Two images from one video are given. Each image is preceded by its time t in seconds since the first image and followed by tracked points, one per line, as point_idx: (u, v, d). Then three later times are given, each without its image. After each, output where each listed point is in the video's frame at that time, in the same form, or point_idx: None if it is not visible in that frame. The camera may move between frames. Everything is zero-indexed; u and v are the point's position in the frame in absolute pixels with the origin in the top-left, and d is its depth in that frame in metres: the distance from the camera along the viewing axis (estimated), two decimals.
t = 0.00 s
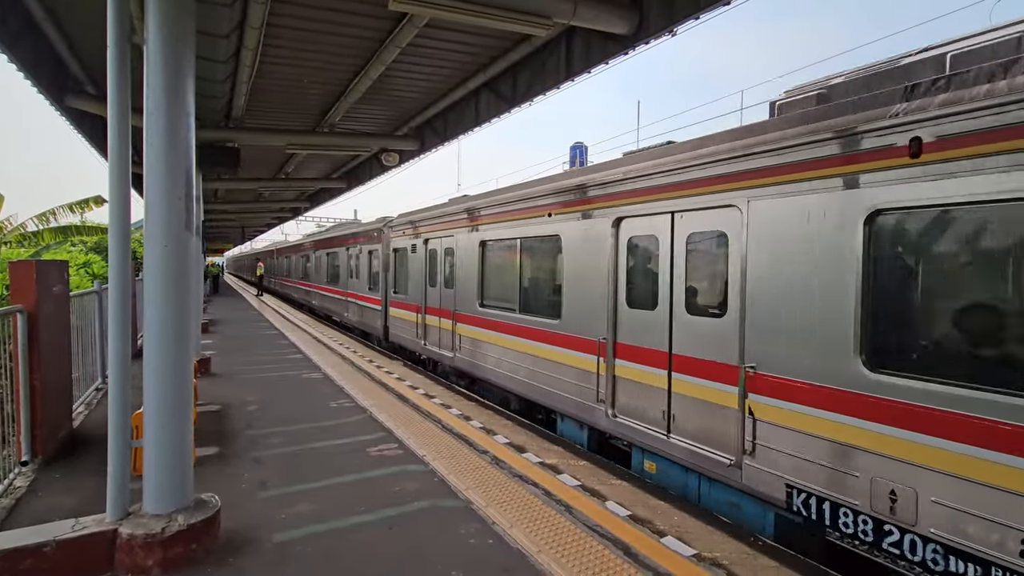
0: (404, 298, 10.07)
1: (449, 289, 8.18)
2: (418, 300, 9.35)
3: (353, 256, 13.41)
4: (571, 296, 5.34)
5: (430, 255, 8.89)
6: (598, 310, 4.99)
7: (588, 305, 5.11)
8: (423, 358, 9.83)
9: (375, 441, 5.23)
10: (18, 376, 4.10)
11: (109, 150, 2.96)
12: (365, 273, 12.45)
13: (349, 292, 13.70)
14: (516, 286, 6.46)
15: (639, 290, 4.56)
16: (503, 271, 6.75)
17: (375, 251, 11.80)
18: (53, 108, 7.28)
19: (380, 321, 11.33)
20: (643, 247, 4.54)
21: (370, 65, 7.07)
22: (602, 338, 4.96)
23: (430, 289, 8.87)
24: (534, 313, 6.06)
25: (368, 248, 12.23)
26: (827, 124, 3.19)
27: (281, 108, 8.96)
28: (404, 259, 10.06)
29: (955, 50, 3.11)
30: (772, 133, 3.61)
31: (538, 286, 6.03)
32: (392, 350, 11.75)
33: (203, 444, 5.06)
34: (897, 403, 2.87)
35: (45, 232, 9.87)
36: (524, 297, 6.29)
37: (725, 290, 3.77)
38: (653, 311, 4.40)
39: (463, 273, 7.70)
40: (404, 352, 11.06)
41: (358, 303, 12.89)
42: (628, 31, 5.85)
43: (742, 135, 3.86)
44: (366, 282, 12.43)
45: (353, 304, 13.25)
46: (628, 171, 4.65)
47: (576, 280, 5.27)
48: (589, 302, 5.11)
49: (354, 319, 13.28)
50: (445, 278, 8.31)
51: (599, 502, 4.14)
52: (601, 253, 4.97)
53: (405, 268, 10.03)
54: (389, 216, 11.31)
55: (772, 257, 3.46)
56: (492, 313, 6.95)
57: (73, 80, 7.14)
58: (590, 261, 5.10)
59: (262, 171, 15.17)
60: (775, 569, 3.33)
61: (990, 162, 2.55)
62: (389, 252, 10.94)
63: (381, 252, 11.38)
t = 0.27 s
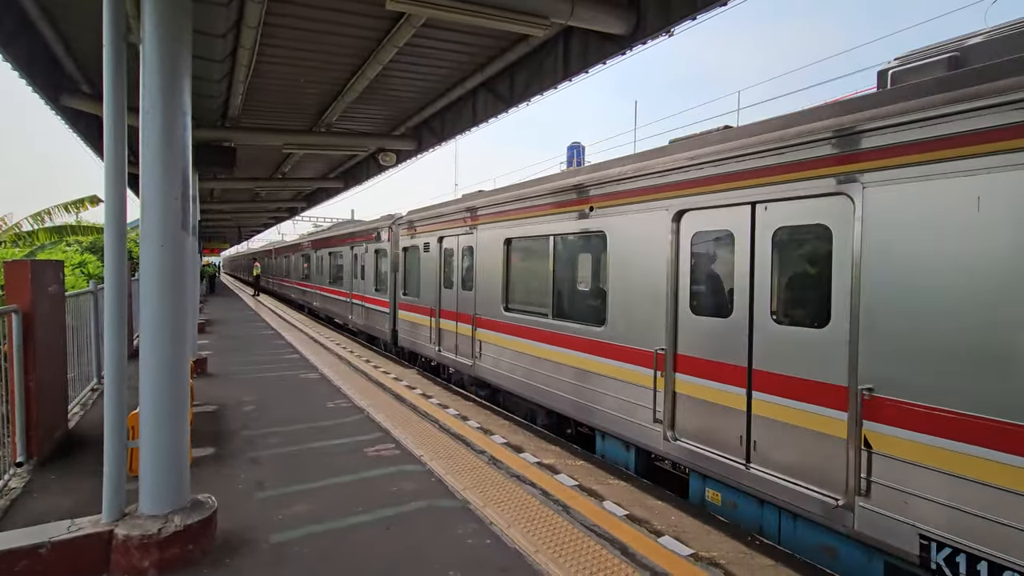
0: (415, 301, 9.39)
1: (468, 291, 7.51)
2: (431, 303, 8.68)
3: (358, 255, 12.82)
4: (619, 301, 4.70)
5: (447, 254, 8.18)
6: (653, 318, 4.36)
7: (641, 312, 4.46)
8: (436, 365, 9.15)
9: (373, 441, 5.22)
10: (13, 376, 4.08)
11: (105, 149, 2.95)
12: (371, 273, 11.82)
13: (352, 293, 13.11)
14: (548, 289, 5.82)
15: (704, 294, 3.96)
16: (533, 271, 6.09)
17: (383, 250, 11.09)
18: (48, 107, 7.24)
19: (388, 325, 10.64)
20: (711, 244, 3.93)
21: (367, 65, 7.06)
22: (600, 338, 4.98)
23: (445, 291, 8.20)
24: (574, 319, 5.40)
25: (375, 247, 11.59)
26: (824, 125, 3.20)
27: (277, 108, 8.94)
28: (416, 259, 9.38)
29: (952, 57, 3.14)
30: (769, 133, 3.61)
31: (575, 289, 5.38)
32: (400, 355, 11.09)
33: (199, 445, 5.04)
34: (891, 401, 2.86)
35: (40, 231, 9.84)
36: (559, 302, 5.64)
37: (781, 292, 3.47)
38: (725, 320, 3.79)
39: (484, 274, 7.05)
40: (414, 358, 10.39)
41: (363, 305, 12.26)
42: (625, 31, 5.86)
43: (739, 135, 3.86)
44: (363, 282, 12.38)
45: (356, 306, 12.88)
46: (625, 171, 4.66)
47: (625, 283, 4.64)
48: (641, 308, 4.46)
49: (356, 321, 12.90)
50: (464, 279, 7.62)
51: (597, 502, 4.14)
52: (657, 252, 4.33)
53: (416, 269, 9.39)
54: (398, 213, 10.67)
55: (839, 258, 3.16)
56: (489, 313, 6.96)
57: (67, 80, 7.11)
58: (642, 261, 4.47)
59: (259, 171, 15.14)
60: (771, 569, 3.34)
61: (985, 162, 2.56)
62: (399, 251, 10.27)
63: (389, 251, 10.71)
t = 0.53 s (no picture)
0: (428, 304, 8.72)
1: (491, 294, 6.84)
2: (446, 306, 8.03)
3: (363, 255, 12.21)
4: (680, 306, 4.08)
5: (466, 253, 7.51)
6: (727, 326, 3.73)
7: (710, 320, 3.84)
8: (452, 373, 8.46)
9: (370, 442, 5.22)
10: (8, 377, 4.06)
11: (101, 150, 2.93)
12: (378, 274, 11.16)
13: (358, 294, 12.51)
14: (586, 291, 5.20)
15: (790, 299, 3.39)
16: (567, 271, 5.47)
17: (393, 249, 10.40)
18: (43, 106, 7.20)
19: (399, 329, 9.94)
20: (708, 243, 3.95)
21: (364, 66, 7.06)
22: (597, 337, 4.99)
23: (463, 293, 7.54)
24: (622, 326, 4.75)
25: (382, 246, 10.97)
26: (820, 125, 3.21)
27: (274, 108, 8.92)
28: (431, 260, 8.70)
29: (950, 61, 3.17)
30: (766, 133, 3.62)
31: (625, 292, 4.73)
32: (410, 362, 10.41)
33: (196, 445, 5.03)
34: (887, 396, 2.89)
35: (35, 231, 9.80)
36: (603, 306, 4.99)
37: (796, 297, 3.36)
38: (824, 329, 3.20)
39: (510, 274, 6.39)
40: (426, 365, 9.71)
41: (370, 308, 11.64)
42: (622, 31, 5.87)
43: (736, 136, 3.87)
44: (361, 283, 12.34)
45: (359, 307, 12.41)
46: (622, 171, 4.67)
47: (689, 285, 4.02)
48: (710, 315, 3.84)
49: (360, 323, 12.42)
50: (487, 280, 6.96)
51: (594, 501, 4.14)
52: (733, 249, 3.70)
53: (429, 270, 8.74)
54: (408, 210, 10.03)
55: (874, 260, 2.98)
56: (486, 313, 6.96)
57: (63, 79, 7.09)
58: (713, 260, 3.83)
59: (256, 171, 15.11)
60: (768, 568, 3.35)
61: (980, 161, 2.57)
62: (410, 250, 9.61)
63: (399, 251, 10.06)
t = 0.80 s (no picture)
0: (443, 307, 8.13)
1: (516, 297, 6.24)
2: (463, 310, 7.45)
3: (368, 256, 11.67)
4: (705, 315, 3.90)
5: (488, 254, 6.90)
6: (822, 335, 3.17)
7: (798, 327, 3.30)
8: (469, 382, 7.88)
9: (368, 442, 5.21)
10: (3, 378, 4.03)
11: (97, 150, 2.91)
12: (386, 275, 10.58)
13: (362, 296, 11.97)
14: (634, 296, 4.61)
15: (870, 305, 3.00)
16: (608, 271, 4.90)
17: (403, 249, 9.80)
18: (38, 106, 7.16)
19: (410, 335, 9.35)
20: (704, 244, 3.96)
21: (362, 66, 7.05)
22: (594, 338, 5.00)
23: (483, 296, 6.96)
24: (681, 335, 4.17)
25: (389, 246, 10.44)
26: (817, 125, 3.22)
27: (271, 108, 8.90)
28: (445, 260, 8.12)
29: (948, 62, 3.17)
30: (763, 134, 3.63)
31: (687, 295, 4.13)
32: (420, 369, 9.84)
33: (193, 446, 5.01)
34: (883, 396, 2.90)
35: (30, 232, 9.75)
36: (657, 311, 4.40)
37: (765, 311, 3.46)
38: (957, 345, 2.66)
39: (537, 276, 5.80)
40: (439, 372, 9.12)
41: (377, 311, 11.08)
42: (619, 31, 5.88)
43: (734, 136, 3.87)
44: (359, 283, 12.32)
45: (364, 310, 11.93)
46: (620, 171, 4.67)
47: (771, 289, 3.46)
48: (798, 322, 3.30)
49: (364, 326, 11.93)
50: (509, 282, 6.38)
51: (592, 502, 4.15)
52: (831, 246, 3.14)
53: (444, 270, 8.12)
54: (419, 207, 9.47)
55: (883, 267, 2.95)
56: (484, 313, 6.96)
57: (58, 79, 7.05)
58: (806, 259, 3.27)
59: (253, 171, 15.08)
60: (766, 567, 3.35)
61: (979, 162, 2.57)
62: (421, 250, 9.03)
63: (408, 252, 9.53)
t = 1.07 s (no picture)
0: (459, 311, 7.52)
1: (545, 301, 5.65)
2: (483, 315, 6.87)
3: (374, 256, 11.11)
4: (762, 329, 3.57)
5: (513, 254, 6.30)
6: (939, 353, 2.66)
7: (870, 334, 2.95)
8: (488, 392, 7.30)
9: (366, 443, 5.21)
10: None
11: (94, 150, 2.91)
12: (394, 276, 10.02)
13: (367, 299, 11.42)
14: (692, 301, 4.04)
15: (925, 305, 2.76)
16: (658, 272, 4.35)
17: (414, 249, 9.22)
18: (34, 106, 7.13)
19: (422, 340, 8.77)
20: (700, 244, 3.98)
21: (359, 65, 7.04)
22: (591, 338, 5.01)
23: (506, 300, 6.38)
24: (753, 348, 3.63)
25: (397, 245, 9.89)
26: (814, 126, 3.23)
27: (268, 108, 8.89)
28: (460, 261, 7.52)
29: (944, 62, 3.18)
30: (759, 134, 3.64)
31: (768, 301, 3.57)
32: (432, 376, 9.28)
33: (190, 447, 5.00)
34: (876, 399, 2.91)
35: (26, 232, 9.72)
36: (721, 318, 3.83)
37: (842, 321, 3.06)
38: None
39: (570, 278, 5.24)
40: (453, 380, 8.56)
41: (384, 314, 10.50)
42: (617, 32, 5.88)
43: (730, 136, 3.88)
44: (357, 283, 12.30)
45: (369, 312, 11.40)
46: (617, 172, 4.68)
47: (858, 297, 3.00)
48: (905, 336, 2.79)
49: (369, 329, 11.40)
50: (536, 284, 5.80)
51: (590, 501, 4.15)
52: (902, 243, 2.82)
53: (461, 271, 7.52)
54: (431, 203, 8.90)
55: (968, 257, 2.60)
56: (481, 313, 6.97)
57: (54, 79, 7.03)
58: (920, 262, 2.74)
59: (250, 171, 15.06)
60: (764, 566, 3.36)
61: (976, 162, 2.58)
62: (434, 250, 8.44)
63: (419, 252, 8.96)
